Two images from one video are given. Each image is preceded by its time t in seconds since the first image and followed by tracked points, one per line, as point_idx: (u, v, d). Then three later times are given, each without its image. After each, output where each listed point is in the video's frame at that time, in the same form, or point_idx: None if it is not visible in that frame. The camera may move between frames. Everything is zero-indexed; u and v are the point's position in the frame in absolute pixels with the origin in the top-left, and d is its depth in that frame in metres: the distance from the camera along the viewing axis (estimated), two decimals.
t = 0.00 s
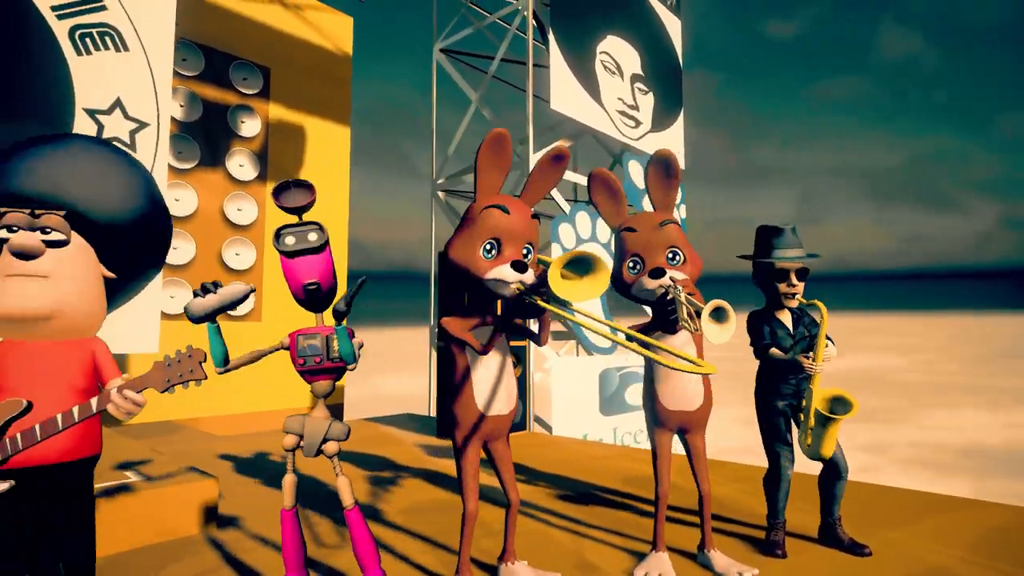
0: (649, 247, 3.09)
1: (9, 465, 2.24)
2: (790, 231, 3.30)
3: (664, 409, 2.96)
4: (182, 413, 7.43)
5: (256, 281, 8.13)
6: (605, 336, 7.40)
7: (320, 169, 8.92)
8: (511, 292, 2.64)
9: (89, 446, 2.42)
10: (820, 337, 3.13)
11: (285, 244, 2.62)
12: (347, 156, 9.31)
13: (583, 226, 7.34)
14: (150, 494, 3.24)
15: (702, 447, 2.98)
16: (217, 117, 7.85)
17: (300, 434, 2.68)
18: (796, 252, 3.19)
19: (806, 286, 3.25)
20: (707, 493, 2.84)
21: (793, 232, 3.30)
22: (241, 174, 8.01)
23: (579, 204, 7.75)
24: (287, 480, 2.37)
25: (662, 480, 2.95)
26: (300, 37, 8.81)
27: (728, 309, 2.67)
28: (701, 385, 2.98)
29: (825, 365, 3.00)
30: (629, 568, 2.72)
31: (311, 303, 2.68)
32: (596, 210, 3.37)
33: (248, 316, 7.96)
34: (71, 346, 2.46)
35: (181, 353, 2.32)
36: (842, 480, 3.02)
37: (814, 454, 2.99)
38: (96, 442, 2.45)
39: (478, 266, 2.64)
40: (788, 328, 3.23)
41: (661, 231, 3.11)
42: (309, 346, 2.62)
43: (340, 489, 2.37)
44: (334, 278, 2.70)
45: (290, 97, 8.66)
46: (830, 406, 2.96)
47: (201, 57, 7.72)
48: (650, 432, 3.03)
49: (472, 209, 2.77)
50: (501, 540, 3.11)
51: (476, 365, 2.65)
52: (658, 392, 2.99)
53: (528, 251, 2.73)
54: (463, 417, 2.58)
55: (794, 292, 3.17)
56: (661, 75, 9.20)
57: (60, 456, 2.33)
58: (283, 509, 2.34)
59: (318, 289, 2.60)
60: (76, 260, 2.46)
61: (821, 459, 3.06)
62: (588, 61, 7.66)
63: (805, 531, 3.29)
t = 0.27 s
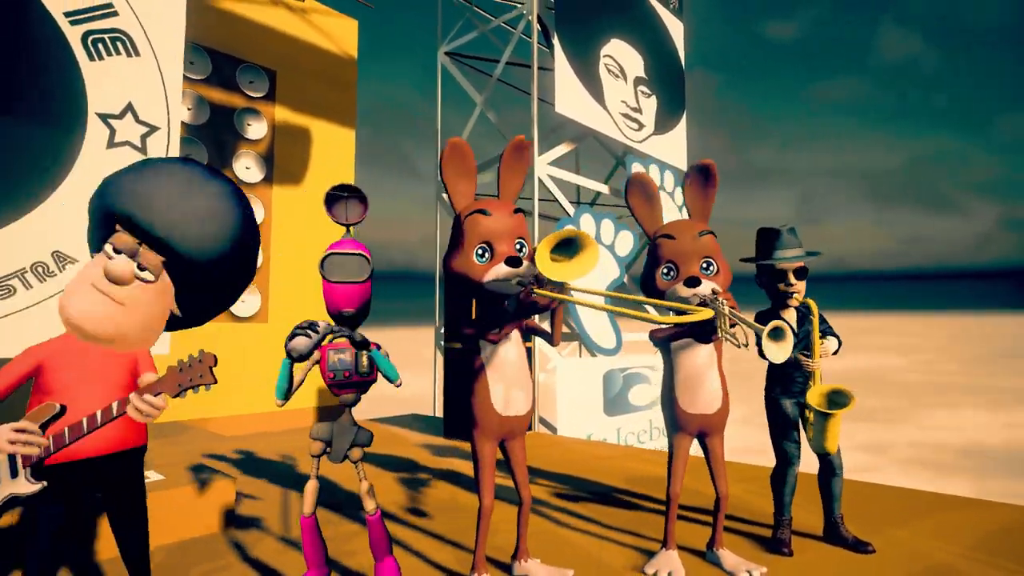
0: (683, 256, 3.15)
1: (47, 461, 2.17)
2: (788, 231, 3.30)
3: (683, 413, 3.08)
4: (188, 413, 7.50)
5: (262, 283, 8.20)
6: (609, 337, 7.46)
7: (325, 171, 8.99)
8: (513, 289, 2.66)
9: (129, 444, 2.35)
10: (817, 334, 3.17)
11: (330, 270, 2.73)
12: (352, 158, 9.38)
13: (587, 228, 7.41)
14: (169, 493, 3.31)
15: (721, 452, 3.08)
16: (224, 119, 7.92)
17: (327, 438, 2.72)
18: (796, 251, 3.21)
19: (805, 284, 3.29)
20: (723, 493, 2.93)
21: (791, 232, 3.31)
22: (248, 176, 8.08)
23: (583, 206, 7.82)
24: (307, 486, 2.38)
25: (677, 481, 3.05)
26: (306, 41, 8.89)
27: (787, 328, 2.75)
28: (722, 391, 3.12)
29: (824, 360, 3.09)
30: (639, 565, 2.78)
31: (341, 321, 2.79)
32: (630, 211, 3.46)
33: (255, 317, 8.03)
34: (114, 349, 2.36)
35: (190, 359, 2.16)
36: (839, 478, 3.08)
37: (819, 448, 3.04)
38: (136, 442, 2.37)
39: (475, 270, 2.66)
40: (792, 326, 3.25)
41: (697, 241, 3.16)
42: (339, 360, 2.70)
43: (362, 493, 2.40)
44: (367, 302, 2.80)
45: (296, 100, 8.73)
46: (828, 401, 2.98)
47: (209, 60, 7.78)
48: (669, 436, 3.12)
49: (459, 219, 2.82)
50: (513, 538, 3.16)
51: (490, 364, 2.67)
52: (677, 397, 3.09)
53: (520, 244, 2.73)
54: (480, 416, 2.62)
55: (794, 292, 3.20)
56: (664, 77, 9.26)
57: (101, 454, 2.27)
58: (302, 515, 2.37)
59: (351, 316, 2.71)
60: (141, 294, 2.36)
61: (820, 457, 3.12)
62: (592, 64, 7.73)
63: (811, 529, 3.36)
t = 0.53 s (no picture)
0: (706, 258, 3.21)
1: (74, 474, 2.07)
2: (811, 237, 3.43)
3: (693, 412, 3.12)
4: (195, 413, 7.56)
5: (269, 285, 8.27)
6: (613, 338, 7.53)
7: (331, 174, 9.07)
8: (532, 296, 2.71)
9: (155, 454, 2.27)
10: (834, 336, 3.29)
11: (373, 285, 2.88)
12: (357, 160, 9.45)
13: (591, 230, 7.48)
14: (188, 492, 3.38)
15: (729, 450, 3.14)
16: (231, 122, 7.99)
17: (362, 438, 2.69)
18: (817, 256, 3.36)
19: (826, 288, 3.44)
20: (730, 492, 2.99)
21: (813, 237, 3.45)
22: (255, 178, 8.15)
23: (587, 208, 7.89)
24: (341, 484, 2.46)
25: (686, 479, 3.12)
26: (312, 44, 8.96)
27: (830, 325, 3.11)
28: (732, 390, 3.15)
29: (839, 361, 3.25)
30: (650, 563, 2.85)
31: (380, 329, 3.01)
32: (662, 213, 3.50)
33: (261, 318, 8.10)
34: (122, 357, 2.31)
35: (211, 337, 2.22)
36: (847, 478, 3.15)
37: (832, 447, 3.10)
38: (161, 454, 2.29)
39: (495, 280, 2.70)
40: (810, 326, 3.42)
41: (722, 245, 3.23)
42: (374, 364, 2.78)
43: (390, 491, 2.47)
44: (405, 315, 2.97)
45: (302, 103, 8.80)
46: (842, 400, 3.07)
47: (216, 63, 7.86)
48: (679, 436, 3.19)
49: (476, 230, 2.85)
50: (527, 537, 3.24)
51: (510, 367, 2.73)
52: (688, 395, 3.14)
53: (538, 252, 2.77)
54: (500, 417, 2.69)
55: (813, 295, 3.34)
56: (667, 80, 9.34)
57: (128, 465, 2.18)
58: (334, 512, 2.45)
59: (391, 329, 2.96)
60: (108, 278, 2.32)
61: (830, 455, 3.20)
62: (596, 68, 7.80)
63: (817, 528, 3.43)
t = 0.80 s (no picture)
0: (710, 259, 3.29)
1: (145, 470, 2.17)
2: (837, 244, 3.51)
3: (695, 412, 3.19)
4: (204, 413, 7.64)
5: (275, 286, 8.35)
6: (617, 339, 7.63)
7: (337, 176, 9.14)
8: (558, 306, 2.78)
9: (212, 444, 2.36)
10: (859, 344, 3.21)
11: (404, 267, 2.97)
12: (362, 163, 9.52)
13: (596, 232, 7.56)
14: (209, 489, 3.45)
15: (729, 449, 3.21)
16: (239, 126, 8.07)
17: (391, 436, 2.72)
18: (843, 264, 3.41)
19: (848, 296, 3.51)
20: (731, 489, 3.05)
21: (840, 245, 3.51)
22: (262, 181, 8.22)
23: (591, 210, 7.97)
24: (375, 480, 2.56)
25: (690, 477, 3.19)
26: (318, 47, 9.04)
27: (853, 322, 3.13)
28: (734, 390, 3.22)
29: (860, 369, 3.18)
30: (661, 559, 2.93)
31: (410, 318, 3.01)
32: (670, 213, 3.57)
33: (268, 319, 8.18)
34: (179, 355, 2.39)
35: (278, 367, 2.29)
36: (862, 481, 3.21)
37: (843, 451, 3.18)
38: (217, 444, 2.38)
39: (527, 285, 2.79)
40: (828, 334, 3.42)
41: (724, 246, 3.31)
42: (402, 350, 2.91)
43: (414, 483, 2.56)
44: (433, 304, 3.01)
45: (308, 106, 8.88)
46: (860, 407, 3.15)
47: (224, 67, 7.94)
48: (681, 435, 3.26)
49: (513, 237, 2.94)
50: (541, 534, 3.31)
51: (531, 374, 2.80)
52: (690, 396, 3.20)
53: (569, 265, 2.86)
54: (518, 420, 2.77)
55: (838, 302, 3.41)
56: (671, 84, 9.42)
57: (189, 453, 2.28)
58: (366, 508, 2.55)
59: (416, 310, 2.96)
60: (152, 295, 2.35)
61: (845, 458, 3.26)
62: (600, 72, 7.88)
63: (823, 526, 3.50)
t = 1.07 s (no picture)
0: (697, 273, 3.35)
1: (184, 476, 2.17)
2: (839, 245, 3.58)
3: (694, 416, 3.26)
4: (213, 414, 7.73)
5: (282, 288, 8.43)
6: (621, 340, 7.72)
7: (342, 178, 9.22)
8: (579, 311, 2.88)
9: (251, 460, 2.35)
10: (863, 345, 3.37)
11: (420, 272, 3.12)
12: (367, 165, 9.60)
13: (600, 234, 7.65)
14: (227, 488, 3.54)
15: (731, 453, 3.28)
16: (246, 129, 8.15)
17: (412, 437, 2.82)
18: (845, 266, 3.49)
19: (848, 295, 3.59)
20: (741, 490, 3.13)
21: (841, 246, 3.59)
22: (269, 183, 8.31)
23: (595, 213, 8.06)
24: (391, 479, 2.63)
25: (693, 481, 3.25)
26: (323, 50, 9.11)
27: (825, 341, 3.00)
28: (729, 396, 3.29)
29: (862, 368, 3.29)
30: (669, 556, 3.01)
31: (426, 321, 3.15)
32: (653, 233, 3.65)
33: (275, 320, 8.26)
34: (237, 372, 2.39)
35: (309, 381, 2.31)
36: (853, 475, 3.31)
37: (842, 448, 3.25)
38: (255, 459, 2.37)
39: (551, 287, 2.89)
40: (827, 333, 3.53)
41: (709, 259, 3.38)
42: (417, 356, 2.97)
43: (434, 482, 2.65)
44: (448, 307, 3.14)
45: (314, 109, 8.97)
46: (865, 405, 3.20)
47: (231, 70, 8.01)
48: (681, 439, 3.32)
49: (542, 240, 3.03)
50: (551, 532, 3.38)
51: (545, 371, 2.89)
52: (689, 403, 3.27)
53: (592, 273, 2.96)
54: (532, 418, 2.85)
55: (839, 302, 3.50)
56: (673, 86, 9.50)
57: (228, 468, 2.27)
58: (378, 507, 2.59)
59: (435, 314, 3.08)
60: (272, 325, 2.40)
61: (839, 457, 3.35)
62: (604, 76, 7.97)
63: (825, 524, 3.59)
